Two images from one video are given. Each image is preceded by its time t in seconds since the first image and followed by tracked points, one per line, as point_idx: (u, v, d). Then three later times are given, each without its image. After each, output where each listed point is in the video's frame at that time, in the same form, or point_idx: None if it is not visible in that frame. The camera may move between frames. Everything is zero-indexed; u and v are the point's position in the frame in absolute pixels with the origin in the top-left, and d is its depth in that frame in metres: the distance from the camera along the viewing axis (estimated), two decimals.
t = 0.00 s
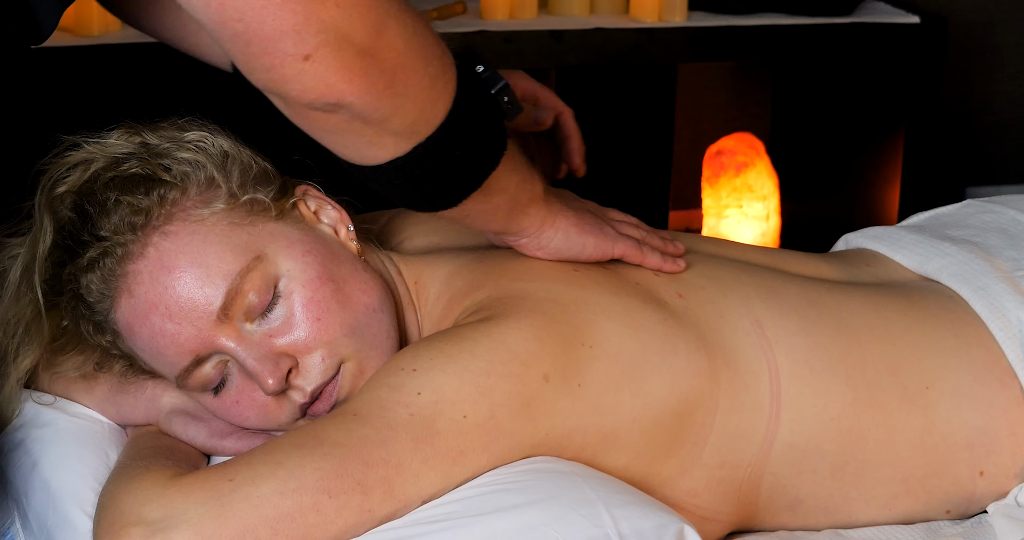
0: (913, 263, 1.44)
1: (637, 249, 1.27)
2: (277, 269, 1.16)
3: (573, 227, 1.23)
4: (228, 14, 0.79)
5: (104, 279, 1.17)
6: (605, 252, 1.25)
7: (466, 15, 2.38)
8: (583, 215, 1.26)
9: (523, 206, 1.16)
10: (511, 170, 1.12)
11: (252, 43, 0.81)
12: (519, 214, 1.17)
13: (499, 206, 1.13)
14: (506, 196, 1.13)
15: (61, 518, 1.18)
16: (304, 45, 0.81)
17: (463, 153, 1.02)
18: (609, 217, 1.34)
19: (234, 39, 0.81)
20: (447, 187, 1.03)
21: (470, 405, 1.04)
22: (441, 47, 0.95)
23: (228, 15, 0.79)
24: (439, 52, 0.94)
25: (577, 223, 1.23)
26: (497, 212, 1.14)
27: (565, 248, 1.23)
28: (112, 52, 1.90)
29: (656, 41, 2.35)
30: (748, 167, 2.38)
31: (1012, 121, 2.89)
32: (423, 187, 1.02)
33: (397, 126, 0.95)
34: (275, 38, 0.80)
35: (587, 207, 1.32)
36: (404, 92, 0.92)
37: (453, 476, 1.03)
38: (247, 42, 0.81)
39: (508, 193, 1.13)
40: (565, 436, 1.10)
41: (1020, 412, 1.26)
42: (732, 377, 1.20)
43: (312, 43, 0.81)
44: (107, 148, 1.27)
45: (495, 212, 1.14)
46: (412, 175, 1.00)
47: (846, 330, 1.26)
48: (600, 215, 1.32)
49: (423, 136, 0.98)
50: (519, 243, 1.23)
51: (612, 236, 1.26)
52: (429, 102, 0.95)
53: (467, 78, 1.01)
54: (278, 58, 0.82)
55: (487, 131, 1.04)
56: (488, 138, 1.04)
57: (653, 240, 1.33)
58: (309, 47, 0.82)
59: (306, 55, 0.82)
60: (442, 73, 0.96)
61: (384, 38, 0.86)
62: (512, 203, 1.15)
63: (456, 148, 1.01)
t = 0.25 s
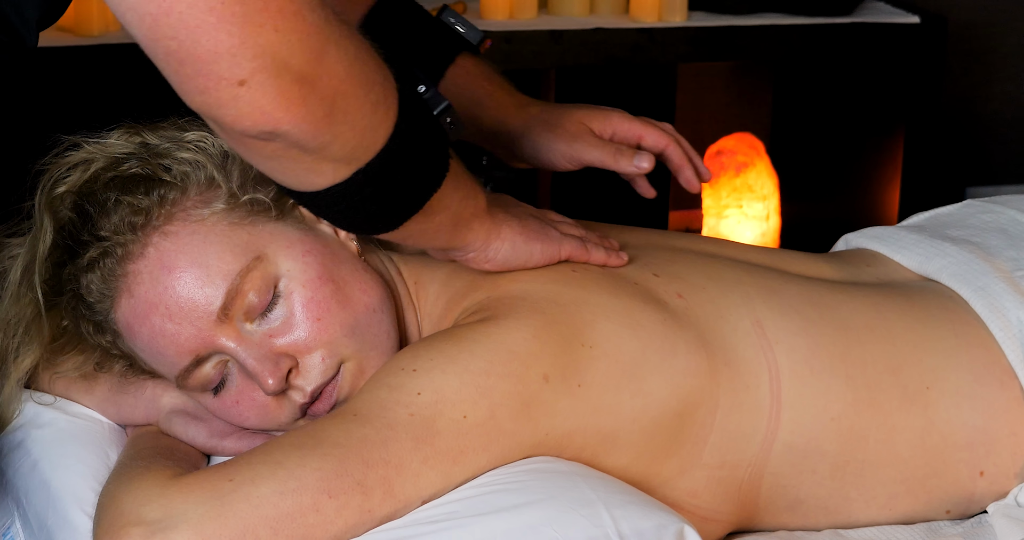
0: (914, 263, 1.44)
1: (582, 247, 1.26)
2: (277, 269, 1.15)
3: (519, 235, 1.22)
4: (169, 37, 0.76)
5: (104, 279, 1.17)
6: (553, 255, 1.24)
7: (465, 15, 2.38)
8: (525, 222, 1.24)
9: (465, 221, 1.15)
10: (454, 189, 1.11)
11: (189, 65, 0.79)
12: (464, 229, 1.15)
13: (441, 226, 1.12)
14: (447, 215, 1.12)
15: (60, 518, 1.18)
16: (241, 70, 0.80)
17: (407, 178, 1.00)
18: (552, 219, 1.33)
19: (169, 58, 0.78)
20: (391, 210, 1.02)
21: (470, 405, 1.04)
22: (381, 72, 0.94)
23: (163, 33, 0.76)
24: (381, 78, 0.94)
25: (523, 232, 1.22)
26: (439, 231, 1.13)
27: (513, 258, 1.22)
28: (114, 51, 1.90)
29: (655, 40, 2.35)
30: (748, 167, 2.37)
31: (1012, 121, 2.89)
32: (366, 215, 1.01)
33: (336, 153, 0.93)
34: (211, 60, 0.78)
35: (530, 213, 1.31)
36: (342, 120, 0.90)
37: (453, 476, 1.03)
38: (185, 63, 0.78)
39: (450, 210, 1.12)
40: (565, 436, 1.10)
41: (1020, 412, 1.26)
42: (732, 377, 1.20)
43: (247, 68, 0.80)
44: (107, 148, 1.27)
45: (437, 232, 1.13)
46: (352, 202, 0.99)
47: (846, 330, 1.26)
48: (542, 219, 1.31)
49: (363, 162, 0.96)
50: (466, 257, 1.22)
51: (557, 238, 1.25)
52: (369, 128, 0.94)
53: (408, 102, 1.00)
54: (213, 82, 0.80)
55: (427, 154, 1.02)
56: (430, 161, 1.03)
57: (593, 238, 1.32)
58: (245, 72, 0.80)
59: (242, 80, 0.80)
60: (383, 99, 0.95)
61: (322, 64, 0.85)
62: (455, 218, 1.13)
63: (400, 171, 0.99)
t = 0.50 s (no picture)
0: (914, 263, 1.44)
1: (551, 256, 1.23)
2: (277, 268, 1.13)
3: (489, 257, 1.17)
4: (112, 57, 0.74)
5: (104, 279, 1.17)
6: (525, 270, 1.19)
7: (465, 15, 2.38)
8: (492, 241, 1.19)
9: (433, 247, 1.10)
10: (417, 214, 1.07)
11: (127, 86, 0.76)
12: (431, 254, 1.11)
13: (406, 253, 1.07)
14: (412, 241, 1.07)
15: (60, 518, 1.18)
16: (180, 94, 0.77)
17: (364, 208, 0.97)
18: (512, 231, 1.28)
19: (108, 80, 0.76)
20: (351, 239, 0.99)
21: (470, 405, 1.04)
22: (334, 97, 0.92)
23: (99, 52, 0.74)
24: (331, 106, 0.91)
25: (492, 253, 1.18)
26: (404, 259, 1.08)
27: (485, 281, 1.17)
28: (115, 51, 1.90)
29: (655, 40, 2.34)
30: (748, 167, 2.37)
31: (1012, 121, 2.89)
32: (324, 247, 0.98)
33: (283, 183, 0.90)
34: (148, 82, 0.75)
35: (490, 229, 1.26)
36: (288, 151, 0.87)
37: (453, 476, 1.03)
38: (122, 85, 0.76)
39: (414, 237, 1.07)
40: (565, 436, 1.10)
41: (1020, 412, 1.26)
42: (732, 377, 1.20)
43: (185, 93, 0.77)
44: (107, 148, 1.27)
45: (402, 260, 1.08)
46: (305, 231, 0.95)
47: (846, 329, 1.26)
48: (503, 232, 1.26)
49: (313, 191, 0.94)
50: (435, 285, 1.16)
51: (526, 253, 1.20)
52: (318, 157, 0.91)
53: (360, 128, 0.97)
54: (150, 105, 0.77)
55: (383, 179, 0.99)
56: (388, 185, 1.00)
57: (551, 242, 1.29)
58: (183, 97, 0.77)
59: (181, 105, 0.77)
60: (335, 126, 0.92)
61: (267, 92, 0.82)
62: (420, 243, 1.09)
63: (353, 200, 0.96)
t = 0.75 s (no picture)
0: (914, 262, 1.44)
1: (538, 284, 1.15)
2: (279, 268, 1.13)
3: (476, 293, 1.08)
4: (71, 78, 0.73)
5: (104, 279, 1.17)
6: (513, 304, 1.11)
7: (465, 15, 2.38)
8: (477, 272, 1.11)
9: (413, 285, 1.02)
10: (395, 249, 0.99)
11: (72, 110, 0.75)
12: (411, 293, 1.02)
13: (380, 291, 0.99)
14: (387, 278, 0.99)
15: (61, 518, 1.19)
16: (121, 120, 0.75)
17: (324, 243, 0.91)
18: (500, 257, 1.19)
19: (55, 103, 0.75)
20: (315, 276, 0.92)
21: (470, 406, 1.04)
22: (290, 125, 0.87)
23: (44, 75, 0.73)
24: (287, 136, 0.86)
25: (479, 287, 1.09)
26: (379, 299, 1.00)
27: (473, 319, 1.08)
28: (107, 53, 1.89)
29: (655, 41, 2.34)
30: (748, 167, 2.37)
31: (1012, 121, 2.89)
32: (285, 283, 0.92)
33: (234, 216, 0.85)
34: (91, 106, 0.74)
35: (477, 256, 1.16)
36: (234, 184, 0.83)
37: (453, 476, 1.04)
38: (66, 108, 0.75)
39: (388, 274, 0.99)
40: (565, 437, 1.10)
41: (1019, 411, 1.27)
42: (732, 376, 1.20)
43: (128, 119, 0.75)
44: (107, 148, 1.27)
45: (377, 298, 1.00)
46: (261, 267, 0.90)
47: (847, 329, 1.26)
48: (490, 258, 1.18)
49: (268, 227, 0.88)
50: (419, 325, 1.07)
51: (513, 284, 1.12)
52: (270, 192, 0.86)
53: (320, 161, 0.90)
54: (93, 130, 0.76)
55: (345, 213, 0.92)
56: (352, 218, 0.93)
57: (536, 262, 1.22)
58: (125, 123, 0.75)
59: (122, 131, 0.76)
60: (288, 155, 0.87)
61: (213, 122, 0.79)
62: (398, 281, 1.00)
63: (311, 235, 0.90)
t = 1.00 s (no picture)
0: (914, 262, 1.44)
1: (518, 315, 1.09)
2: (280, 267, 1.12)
3: (450, 324, 1.03)
4: (34, 87, 0.72)
5: (104, 279, 1.17)
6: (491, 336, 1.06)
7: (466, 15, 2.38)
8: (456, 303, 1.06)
9: (382, 315, 0.98)
10: (363, 276, 0.96)
11: (23, 123, 0.74)
12: (378, 322, 0.98)
13: (347, 319, 0.96)
14: (353, 307, 0.96)
15: (60, 518, 1.19)
16: (68, 135, 0.74)
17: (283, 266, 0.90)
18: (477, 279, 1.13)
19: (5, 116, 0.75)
20: (276, 300, 0.91)
21: (469, 406, 1.04)
22: (249, 149, 0.87)
23: None
24: (242, 160, 0.85)
25: (454, 319, 1.04)
26: (343, 330, 0.97)
27: (447, 352, 1.03)
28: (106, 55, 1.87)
29: (655, 41, 2.34)
30: (748, 167, 2.36)
31: (1012, 120, 2.89)
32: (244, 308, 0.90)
33: (187, 240, 0.84)
34: (40, 120, 0.74)
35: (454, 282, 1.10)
36: (184, 208, 0.82)
37: (453, 476, 1.04)
38: (15, 121, 0.74)
39: (351, 305, 0.96)
40: (565, 437, 1.10)
41: (1019, 410, 1.26)
42: (732, 376, 1.20)
43: (76, 135, 0.75)
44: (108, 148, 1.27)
45: (342, 327, 0.97)
46: (216, 290, 0.89)
47: (846, 328, 1.26)
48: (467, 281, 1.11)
49: (224, 249, 0.87)
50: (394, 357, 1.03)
51: (491, 313, 1.07)
52: (224, 215, 0.85)
53: (280, 184, 0.89)
54: (40, 146, 0.75)
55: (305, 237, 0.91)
56: (314, 241, 0.92)
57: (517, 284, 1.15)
58: (72, 139, 0.75)
59: (69, 147, 0.75)
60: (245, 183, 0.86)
61: (162, 143, 0.78)
62: (363, 311, 0.97)
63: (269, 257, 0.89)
